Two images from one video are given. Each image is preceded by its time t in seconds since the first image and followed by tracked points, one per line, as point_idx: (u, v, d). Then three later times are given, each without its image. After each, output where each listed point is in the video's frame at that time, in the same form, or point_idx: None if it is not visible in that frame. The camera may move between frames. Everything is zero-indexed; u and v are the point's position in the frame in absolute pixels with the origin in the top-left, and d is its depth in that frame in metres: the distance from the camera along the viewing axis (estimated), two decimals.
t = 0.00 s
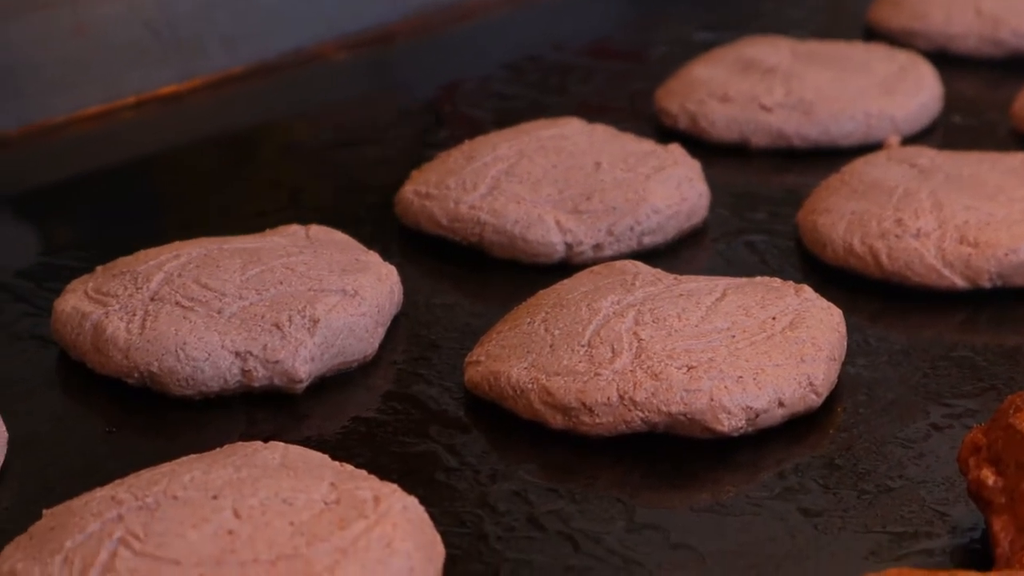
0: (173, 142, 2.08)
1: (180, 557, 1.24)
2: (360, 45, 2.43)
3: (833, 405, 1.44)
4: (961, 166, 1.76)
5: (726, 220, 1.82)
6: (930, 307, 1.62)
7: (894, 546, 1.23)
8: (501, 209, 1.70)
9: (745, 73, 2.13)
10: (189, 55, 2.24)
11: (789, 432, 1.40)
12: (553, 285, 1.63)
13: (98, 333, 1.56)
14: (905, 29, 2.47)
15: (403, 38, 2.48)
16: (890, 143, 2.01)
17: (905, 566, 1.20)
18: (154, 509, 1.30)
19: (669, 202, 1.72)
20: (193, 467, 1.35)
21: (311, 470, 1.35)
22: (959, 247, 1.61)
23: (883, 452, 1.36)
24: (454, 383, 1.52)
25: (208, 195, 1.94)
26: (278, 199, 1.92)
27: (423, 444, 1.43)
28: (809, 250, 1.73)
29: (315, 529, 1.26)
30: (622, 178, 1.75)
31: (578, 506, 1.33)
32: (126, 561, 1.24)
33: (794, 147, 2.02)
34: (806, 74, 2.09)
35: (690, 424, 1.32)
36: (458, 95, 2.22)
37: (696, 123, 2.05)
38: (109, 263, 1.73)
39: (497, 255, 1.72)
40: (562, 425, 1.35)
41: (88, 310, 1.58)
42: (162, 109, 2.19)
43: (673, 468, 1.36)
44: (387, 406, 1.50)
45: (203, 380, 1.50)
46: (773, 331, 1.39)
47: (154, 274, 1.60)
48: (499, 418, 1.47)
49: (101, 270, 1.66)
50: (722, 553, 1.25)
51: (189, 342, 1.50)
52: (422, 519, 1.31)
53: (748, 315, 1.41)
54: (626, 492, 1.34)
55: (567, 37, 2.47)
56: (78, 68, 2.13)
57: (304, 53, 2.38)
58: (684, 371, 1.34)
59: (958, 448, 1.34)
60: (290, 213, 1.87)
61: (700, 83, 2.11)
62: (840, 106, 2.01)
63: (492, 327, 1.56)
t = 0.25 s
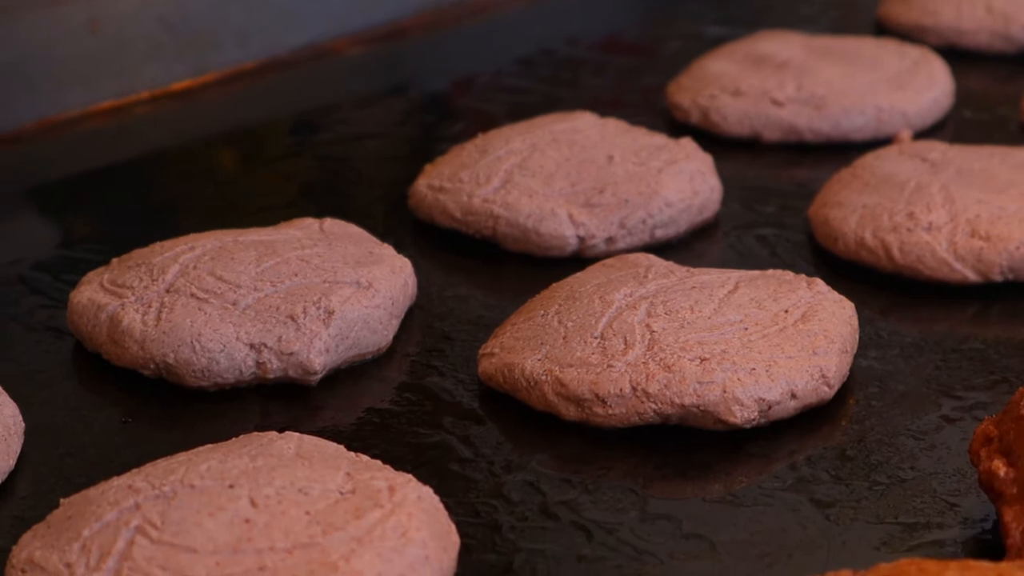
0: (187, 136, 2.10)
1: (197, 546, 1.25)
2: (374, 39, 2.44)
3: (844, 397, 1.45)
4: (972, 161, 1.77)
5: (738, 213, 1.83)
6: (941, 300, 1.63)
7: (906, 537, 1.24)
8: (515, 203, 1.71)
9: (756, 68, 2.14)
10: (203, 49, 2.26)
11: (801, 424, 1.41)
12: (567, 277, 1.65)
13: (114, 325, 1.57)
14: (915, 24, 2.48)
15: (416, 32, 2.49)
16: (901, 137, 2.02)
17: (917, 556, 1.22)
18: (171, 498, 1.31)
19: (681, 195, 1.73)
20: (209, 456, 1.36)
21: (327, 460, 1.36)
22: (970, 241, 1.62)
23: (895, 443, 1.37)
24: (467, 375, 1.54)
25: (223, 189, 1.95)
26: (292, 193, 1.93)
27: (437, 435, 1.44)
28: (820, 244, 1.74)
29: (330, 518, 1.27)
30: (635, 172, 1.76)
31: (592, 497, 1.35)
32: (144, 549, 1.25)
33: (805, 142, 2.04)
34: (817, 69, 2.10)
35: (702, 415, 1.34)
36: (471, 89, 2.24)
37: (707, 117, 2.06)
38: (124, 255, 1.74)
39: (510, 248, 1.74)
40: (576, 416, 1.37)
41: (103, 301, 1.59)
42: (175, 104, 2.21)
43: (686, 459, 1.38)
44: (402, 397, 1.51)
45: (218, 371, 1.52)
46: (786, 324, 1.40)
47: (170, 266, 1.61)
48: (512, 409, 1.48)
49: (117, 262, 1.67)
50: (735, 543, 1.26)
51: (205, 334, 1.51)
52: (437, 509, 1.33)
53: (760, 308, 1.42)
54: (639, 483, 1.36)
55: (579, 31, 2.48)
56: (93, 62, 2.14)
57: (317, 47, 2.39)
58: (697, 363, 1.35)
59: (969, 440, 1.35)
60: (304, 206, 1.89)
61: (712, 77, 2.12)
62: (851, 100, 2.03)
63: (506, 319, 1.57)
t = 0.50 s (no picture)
0: (202, 130, 2.11)
1: (215, 533, 1.26)
2: (389, 33, 2.46)
3: (858, 388, 1.46)
4: (985, 154, 1.78)
5: (752, 206, 1.84)
6: (954, 292, 1.64)
7: (919, 526, 1.25)
8: (530, 195, 1.72)
9: (770, 62, 2.15)
10: (218, 43, 2.27)
11: (814, 415, 1.42)
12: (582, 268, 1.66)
13: (131, 316, 1.58)
14: (928, 19, 2.49)
15: (430, 27, 2.50)
16: (914, 131, 2.03)
17: (930, 544, 1.23)
18: (188, 486, 1.32)
19: (695, 188, 1.75)
20: (226, 446, 1.38)
21: (343, 449, 1.37)
22: (983, 233, 1.63)
23: (907, 434, 1.38)
24: (482, 365, 1.55)
25: (237, 181, 1.97)
26: (307, 186, 1.94)
27: (453, 425, 1.46)
28: (834, 237, 1.75)
29: (347, 507, 1.28)
30: (649, 164, 1.77)
31: (606, 487, 1.36)
32: (161, 537, 1.26)
33: (819, 135, 2.05)
34: (831, 63, 2.11)
35: (716, 405, 1.35)
36: (485, 83, 2.25)
37: (721, 111, 2.07)
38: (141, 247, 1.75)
39: (525, 240, 1.75)
40: (591, 406, 1.38)
41: (120, 293, 1.61)
42: (190, 98, 2.22)
43: (700, 449, 1.39)
44: (417, 387, 1.52)
45: (234, 362, 1.53)
46: (799, 315, 1.42)
47: (186, 258, 1.62)
48: (527, 400, 1.49)
49: (133, 254, 1.69)
50: (748, 532, 1.27)
51: (221, 324, 1.53)
52: (452, 497, 1.34)
53: (774, 299, 1.43)
54: (653, 473, 1.37)
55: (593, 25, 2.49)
56: (109, 56, 2.16)
57: (333, 41, 2.40)
58: (711, 353, 1.36)
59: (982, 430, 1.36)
60: (319, 199, 1.90)
61: (725, 72, 2.13)
62: (864, 95, 2.04)
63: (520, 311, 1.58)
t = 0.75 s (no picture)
0: (217, 124, 2.12)
1: (233, 522, 1.27)
2: (403, 28, 2.47)
3: (871, 379, 1.48)
4: (997, 148, 1.79)
5: (765, 200, 1.85)
6: (967, 285, 1.65)
7: (932, 517, 1.26)
8: (544, 189, 1.74)
9: (783, 57, 2.16)
10: (233, 37, 2.29)
11: (828, 407, 1.44)
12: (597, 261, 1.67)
13: (148, 308, 1.60)
14: (941, 14, 2.50)
15: (444, 22, 2.51)
16: (926, 125, 2.04)
17: (943, 534, 1.24)
18: (206, 476, 1.33)
19: (709, 181, 1.76)
20: (243, 436, 1.39)
21: (360, 440, 1.39)
22: (995, 227, 1.64)
23: (920, 426, 1.40)
24: (498, 357, 1.56)
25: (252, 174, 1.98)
26: (321, 179, 1.96)
27: (469, 416, 1.47)
28: (847, 230, 1.76)
29: (364, 496, 1.29)
30: (663, 158, 1.79)
31: (621, 477, 1.37)
32: (180, 526, 1.27)
33: (831, 130, 2.06)
34: (844, 58, 2.12)
35: (730, 397, 1.37)
36: (499, 78, 2.26)
37: (735, 105, 2.08)
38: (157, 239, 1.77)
39: (539, 233, 1.76)
40: (606, 397, 1.39)
41: (138, 285, 1.62)
42: (204, 92, 2.23)
43: (714, 441, 1.40)
44: (433, 379, 1.53)
45: (251, 353, 1.54)
46: (813, 307, 1.43)
47: (203, 250, 1.63)
48: (542, 391, 1.51)
49: (150, 246, 1.70)
50: (763, 522, 1.29)
51: (238, 316, 1.54)
52: (469, 488, 1.35)
53: (788, 291, 1.45)
54: (668, 464, 1.38)
55: (607, 20, 2.50)
56: (124, 49, 2.18)
57: (347, 36, 2.41)
58: (726, 345, 1.38)
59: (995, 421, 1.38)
60: (333, 193, 1.91)
61: (739, 66, 2.14)
62: (877, 89, 2.05)
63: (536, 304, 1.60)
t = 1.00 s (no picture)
0: (230, 119, 2.14)
1: (248, 512, 1.28)
2: (415, 24, 2.48)
3: (882, 372, 1.49)
4: (1007, 143, 1.80)
5: (776, 195, 1.86)
6: (977, 279, 1.66)
7: (942, 508, 1.28)
8: (557, 183, 1.75)
9: (794, 53, 2.17)
10: (245, 34, 2.30)
11: (838, 399, 1.45)
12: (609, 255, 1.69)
13: (162, 301, 1.61)
14: (951, 10, 2.51)
15: (456, 18, 2.53)
16: (936, 121, 2.05)
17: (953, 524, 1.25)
18: (221, 466, 1.34)
19: (720, 176, 1.77)
20: (258, 427, 1.40)
21: (373, 431, 1.40)
22: (1005, 221, 1.65)
23: (931, 418, 1.41)
24: (510, 350, 1.57)
25: (265, 169, 2.00)
26: (333, 173, 1.97)
27: (481, 408, 1.48)
28: (857, 225, 1.77)
29: (378, 487, 1.30)
30: (675, 153, 1.80)
31: (633, 469, 1.39)
32: (195, 516, 1.29)
33: (842, 125, 2.07)
34: (855, 54, 2.13)
35: (741, 389, 1.38)
36: (510, 74, 2.27)
37: (745, 101, 2.09)
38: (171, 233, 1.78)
39: (551, 227, 1.78)
40: (617, 389, 1.40)
41: (152, 278, 1.63)
42: (217, 88, 2.25)
43: (725, 433, 1.42)
44: (446, 371, 1.55)
45: (265, 346, 1.56)
46: (824, 300, 1.45)
47: (217, 243, 1.64)
48: (554, 383, 1.52)
49: (164, 240, 1.71)
50: (773, 514, 1.30)
51: (252, 309, 1.55)
52: (481, 479, 1.36)
53: (799, 285, 1.46)
54: (679, 456, 1.39)
55: (618, 16, 2.51)
56: (138, 45, 2.19)
57: (360, 32, 2.43)
58: (737, 338, 1.39)
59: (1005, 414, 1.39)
60: (345, 187, 1.93)
61: (749, 62, 2.15)
62: (887, 85, 2.06)
63: (548, 296, 1.61)
